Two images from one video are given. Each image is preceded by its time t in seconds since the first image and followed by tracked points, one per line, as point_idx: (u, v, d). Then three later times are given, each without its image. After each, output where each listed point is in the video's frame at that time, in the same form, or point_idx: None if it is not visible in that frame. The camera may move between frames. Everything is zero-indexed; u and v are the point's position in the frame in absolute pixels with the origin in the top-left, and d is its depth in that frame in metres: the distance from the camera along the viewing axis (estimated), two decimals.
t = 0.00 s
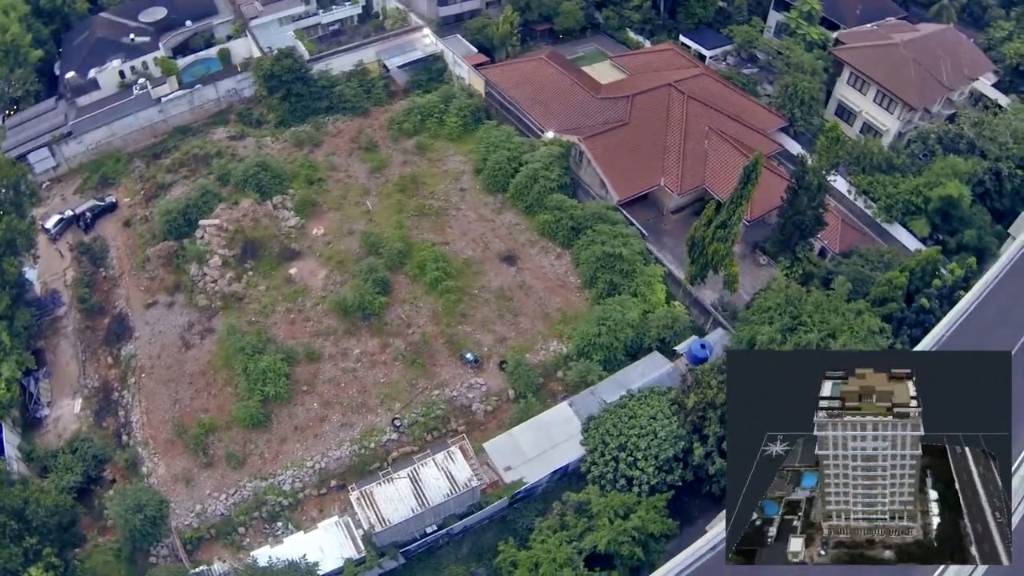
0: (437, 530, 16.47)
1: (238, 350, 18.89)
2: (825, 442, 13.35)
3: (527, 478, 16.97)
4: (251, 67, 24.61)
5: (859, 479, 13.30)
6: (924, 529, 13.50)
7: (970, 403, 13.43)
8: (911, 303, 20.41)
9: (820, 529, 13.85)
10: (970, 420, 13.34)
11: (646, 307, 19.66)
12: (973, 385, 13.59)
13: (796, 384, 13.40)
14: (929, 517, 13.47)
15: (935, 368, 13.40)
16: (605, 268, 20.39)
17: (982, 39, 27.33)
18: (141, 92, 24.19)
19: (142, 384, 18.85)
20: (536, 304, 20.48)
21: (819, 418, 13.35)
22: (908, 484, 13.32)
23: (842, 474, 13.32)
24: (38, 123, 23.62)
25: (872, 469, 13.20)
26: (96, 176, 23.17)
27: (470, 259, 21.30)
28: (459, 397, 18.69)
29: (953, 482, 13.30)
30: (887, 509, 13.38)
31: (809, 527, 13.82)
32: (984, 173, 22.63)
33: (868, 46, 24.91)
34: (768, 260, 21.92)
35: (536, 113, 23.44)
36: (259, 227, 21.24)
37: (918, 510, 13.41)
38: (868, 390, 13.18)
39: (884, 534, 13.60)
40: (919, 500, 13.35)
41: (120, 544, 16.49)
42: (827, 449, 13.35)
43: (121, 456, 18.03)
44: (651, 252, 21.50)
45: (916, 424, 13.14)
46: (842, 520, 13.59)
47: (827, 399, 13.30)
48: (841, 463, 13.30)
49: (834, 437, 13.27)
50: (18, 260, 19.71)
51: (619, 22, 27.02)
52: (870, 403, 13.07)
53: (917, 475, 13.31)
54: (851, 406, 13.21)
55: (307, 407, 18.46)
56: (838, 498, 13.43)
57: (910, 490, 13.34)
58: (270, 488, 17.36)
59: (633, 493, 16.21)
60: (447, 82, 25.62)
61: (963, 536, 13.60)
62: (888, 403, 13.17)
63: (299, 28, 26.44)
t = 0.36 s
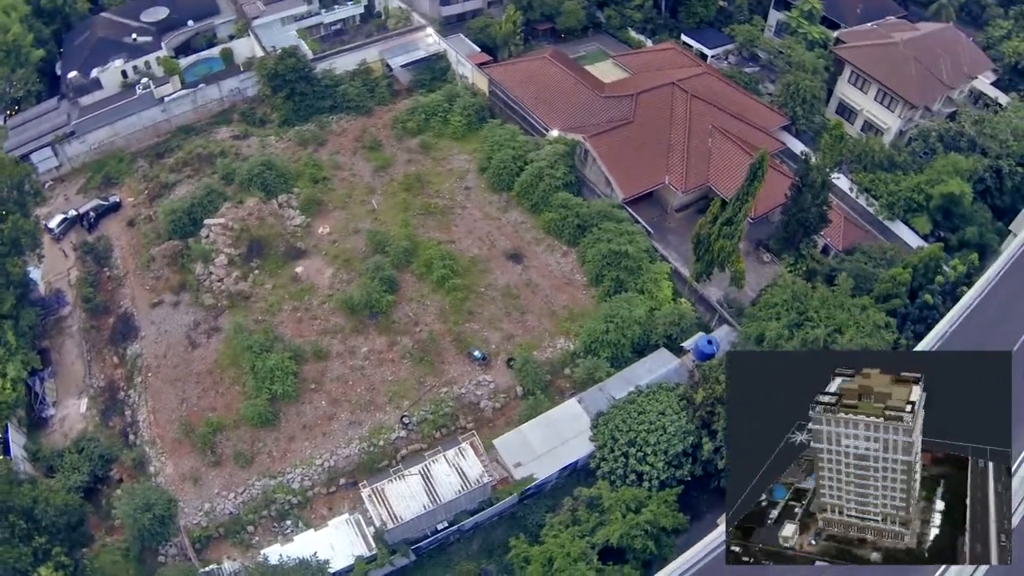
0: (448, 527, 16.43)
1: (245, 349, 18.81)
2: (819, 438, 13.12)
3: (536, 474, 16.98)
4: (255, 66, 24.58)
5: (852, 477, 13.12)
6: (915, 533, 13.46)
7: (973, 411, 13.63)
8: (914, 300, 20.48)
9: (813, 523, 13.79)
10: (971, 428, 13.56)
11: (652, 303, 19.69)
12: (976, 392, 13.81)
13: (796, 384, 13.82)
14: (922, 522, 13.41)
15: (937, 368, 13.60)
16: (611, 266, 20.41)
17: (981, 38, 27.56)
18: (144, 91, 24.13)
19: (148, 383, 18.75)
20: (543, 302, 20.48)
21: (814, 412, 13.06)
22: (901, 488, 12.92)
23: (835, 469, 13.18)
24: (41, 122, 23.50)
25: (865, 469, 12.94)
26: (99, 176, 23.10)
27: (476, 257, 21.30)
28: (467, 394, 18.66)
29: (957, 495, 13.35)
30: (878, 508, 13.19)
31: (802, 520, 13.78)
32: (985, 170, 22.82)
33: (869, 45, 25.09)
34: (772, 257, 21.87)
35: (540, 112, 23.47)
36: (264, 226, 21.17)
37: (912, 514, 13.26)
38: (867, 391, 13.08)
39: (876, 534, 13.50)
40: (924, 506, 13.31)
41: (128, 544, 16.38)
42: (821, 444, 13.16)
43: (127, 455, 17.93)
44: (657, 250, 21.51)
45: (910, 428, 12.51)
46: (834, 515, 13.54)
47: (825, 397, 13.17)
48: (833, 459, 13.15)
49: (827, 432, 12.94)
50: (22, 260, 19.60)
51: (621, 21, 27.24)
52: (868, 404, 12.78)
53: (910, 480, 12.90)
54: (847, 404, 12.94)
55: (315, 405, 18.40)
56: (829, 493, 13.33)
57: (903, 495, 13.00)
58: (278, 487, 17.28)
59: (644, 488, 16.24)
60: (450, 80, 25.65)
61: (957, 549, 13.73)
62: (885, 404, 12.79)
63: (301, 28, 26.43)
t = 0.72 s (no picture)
0: (458, 523, 16.36)
1: (253, 347, 18.76)
2: (818, 433, 13.54)
3: (547, 470, 16.92)
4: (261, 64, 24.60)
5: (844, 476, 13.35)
6: (905, 539, 13.83)
7: (972, 420, 14.18)
8: (920, 297, 20.55)
9: (811, 513, 14.07)
10: (971, 436, 14.06)
11: (660, 300, 19.69)
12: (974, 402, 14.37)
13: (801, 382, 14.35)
14: (914, 529, 13.80)
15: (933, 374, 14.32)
16: (618, 263, 20.40)
17: (983, 38, 27.77)
18: (150, 90, 24.17)
19: (155, 381, 18.67)
20: (551, 299, 20.47)
21: (814, 408, 13.64)
22: (892, 492, 13.16)
23: (829, 466, 13.47)
24: (47, 121, 23.56)
25: (856, 468, 13.17)
26: (104, 174, 23.02)
27: (483, 254, 21.28)
28: (476, 391, 18.62)
29: (960, 509, 13.82)
30: (870, 510, 13.41)
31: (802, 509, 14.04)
32: (988, 170, 22.94)
33: (872, 45, 25.22)
34: (777, 255, 21.92)
35: (547, 110, 23.51)
36: (272, 223, 21.13)
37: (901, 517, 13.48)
38: (866, 391, 13.46)
39: (868, 534, 13.75)
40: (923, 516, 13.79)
41: (136, 542, 16.25)
42: (819, 440, 13.56)
43: (135, 453, 17.82)
44: (664, 248, 21.51)
45: (900, 433, 12.87)
46: (830, 509, 13.78)
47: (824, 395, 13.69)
48: (828, 455, 13.47)
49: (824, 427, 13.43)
50: (28, 257, 19.53)
51: (625, 20, 27.39)
52: (863, 403, 13.16)
53: (903, 486, 13.15)
54: (845, 401, 13.37)
55: (324, 402, 18.33)
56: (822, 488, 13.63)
57: (893, 498, 13.20)
58: (288, 484, 17.20)
59: (654, 484, 16.24)
60: (456, 79, 25.69)
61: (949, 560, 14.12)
62: (882, 405, 13.06)
63: (307, 27, 26.62)
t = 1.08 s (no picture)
0: (468, 520, 16.37)
1: (259, 346, 18.71)
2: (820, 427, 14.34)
3: (555, 467, 16.85)
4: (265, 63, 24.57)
5: (841, 471, 13.84)
6: (896, 544, 14.25)
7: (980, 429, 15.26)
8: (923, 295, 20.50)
9: (812, 505, 14.40)
10: (971, 442, 14.98)
11: (666, 298, 19.69)
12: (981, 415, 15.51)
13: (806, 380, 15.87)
14: (907, 534, 14.26)
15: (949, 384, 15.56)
16: (624, 262, 20.40)
17: (984, 39, 27.94)
18: (154, 89, 24.10)
19: (161, 380, 18.58)
20: (557, 298, 20.46)
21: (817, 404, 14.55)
22: (884, 492, 13.57)
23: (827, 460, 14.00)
24: (49, 120, 23.43)
25: (852, 464, 13.67)
26: (107, 173, 22.96)
27: (489, 253, 21.27)
28: (483, 389, 18.58)
29: (957, 515, 14.43)
30: (864, 508, 13.88)
31: (804, 500, 14.40)
32: (991, 169, 23.01)
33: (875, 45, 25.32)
34: (781, 254, 21.96)
35: (551, 110, 23.52)
36: (277, 222, 21.09)
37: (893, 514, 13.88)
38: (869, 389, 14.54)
39: (861, 530, 14.21)
40: (920, 520, 14.25)
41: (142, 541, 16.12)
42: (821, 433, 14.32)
43: (140, 452, 17.68)
44: (669, 246, 21.47)
45: (892, 436, 13.45)
46: (829, 504, 14.22)
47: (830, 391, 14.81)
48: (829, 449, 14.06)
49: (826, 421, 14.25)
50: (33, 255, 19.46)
51: (629, 20, 27.53)
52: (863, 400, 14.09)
53: (897, 487, 13.58)
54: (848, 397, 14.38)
55: (331, 401, 18.28)
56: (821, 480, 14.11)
57: (886, 497, 13.61)
58: (295, 483, 17.10)
59: (663, 480, 16.22)
60: (460, 79, 25.70)
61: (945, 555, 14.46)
62: (878, 405, 13.84)
63: (312, 26, 26.56)
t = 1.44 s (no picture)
0: (476, 518, 16.35)
1: (265, 344, 18.65)
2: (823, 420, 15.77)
3: (564, 464, 16.79)
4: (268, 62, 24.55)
5: (838, 461, 15.29)
6: (886, 546, 14.93)
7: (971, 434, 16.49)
8: (926, 293, 20.28)
9: (814, 496, 15.54)
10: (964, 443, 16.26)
11: (673, 296, 19.66)
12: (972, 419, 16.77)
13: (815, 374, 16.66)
14: (901, 540, 15.01)
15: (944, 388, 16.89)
16: (630, 261, 20.43)
17: (984, 38, 28.11)
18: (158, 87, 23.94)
19: (168, 379, 18.50)
20: (563, 296, 20.44)
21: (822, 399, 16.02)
22: (875, 484, 14.83)
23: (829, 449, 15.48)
24: (52, 117, 23.26)
25: (847, 455, 15.18)
26: (111, 172, 22.89)
27: (495, 251, 21.26)
28: (491, 387, 18.55)
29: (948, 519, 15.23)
30: (854, 499, 15.09)
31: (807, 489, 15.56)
32: (993, 168, 23.07)
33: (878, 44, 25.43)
34: (785, 253, 22.00)
35: (556, 109, 23.53)
36: (283, 221, 21.05)
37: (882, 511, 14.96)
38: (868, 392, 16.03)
39: (853, 523, 15.10)
40: (918, 528, 15.13)
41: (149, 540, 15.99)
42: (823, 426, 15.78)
43: (146, 451, 17.55)
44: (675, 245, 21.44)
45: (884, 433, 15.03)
46: (828, 495, 15.42)
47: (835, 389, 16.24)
48: (829, 441, 15.56)
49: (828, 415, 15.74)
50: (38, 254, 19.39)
51: (631, 19, 27.72)
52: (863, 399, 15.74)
53: (886, 486, 14.84)
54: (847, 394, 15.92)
55: (338, 399, 18.23)
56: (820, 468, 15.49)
57: (874, 491, 14.86)
58: (304, 481, 17.00)
59: (672, 476, 16.19)
60: (464, 79, 25.74)
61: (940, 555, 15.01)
62: (875, 407, 15.54)
63: (315, 25, 26.55)
